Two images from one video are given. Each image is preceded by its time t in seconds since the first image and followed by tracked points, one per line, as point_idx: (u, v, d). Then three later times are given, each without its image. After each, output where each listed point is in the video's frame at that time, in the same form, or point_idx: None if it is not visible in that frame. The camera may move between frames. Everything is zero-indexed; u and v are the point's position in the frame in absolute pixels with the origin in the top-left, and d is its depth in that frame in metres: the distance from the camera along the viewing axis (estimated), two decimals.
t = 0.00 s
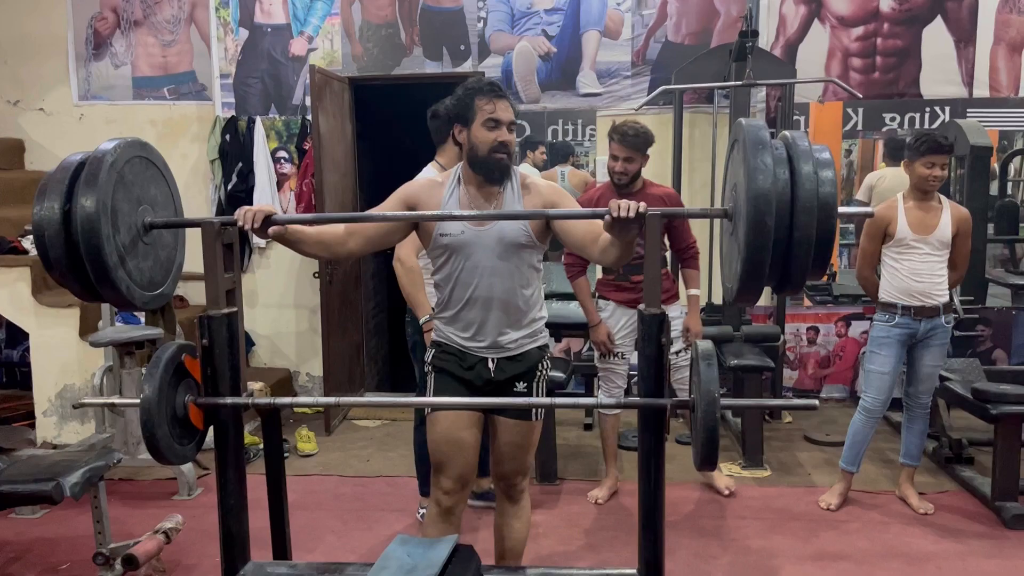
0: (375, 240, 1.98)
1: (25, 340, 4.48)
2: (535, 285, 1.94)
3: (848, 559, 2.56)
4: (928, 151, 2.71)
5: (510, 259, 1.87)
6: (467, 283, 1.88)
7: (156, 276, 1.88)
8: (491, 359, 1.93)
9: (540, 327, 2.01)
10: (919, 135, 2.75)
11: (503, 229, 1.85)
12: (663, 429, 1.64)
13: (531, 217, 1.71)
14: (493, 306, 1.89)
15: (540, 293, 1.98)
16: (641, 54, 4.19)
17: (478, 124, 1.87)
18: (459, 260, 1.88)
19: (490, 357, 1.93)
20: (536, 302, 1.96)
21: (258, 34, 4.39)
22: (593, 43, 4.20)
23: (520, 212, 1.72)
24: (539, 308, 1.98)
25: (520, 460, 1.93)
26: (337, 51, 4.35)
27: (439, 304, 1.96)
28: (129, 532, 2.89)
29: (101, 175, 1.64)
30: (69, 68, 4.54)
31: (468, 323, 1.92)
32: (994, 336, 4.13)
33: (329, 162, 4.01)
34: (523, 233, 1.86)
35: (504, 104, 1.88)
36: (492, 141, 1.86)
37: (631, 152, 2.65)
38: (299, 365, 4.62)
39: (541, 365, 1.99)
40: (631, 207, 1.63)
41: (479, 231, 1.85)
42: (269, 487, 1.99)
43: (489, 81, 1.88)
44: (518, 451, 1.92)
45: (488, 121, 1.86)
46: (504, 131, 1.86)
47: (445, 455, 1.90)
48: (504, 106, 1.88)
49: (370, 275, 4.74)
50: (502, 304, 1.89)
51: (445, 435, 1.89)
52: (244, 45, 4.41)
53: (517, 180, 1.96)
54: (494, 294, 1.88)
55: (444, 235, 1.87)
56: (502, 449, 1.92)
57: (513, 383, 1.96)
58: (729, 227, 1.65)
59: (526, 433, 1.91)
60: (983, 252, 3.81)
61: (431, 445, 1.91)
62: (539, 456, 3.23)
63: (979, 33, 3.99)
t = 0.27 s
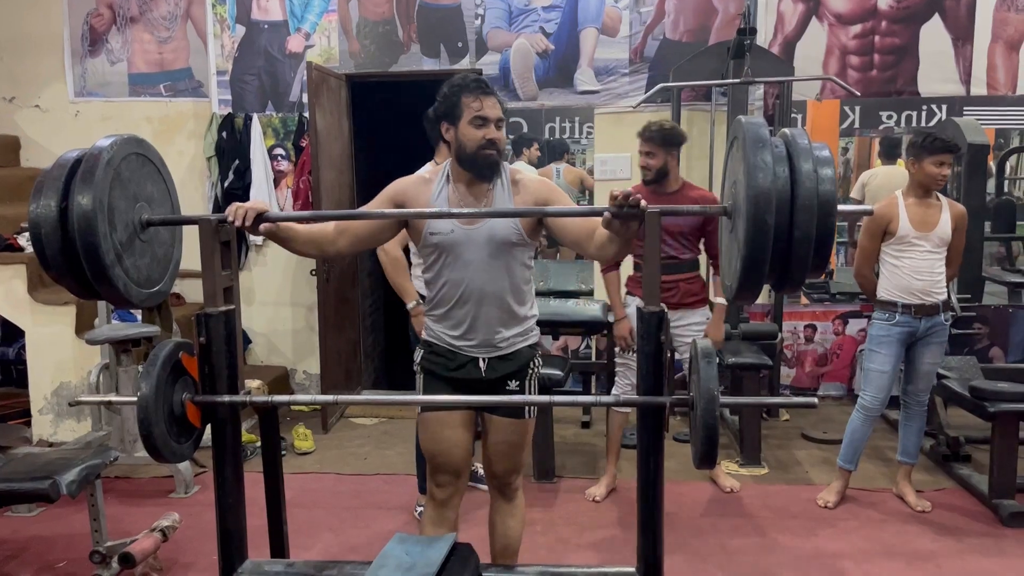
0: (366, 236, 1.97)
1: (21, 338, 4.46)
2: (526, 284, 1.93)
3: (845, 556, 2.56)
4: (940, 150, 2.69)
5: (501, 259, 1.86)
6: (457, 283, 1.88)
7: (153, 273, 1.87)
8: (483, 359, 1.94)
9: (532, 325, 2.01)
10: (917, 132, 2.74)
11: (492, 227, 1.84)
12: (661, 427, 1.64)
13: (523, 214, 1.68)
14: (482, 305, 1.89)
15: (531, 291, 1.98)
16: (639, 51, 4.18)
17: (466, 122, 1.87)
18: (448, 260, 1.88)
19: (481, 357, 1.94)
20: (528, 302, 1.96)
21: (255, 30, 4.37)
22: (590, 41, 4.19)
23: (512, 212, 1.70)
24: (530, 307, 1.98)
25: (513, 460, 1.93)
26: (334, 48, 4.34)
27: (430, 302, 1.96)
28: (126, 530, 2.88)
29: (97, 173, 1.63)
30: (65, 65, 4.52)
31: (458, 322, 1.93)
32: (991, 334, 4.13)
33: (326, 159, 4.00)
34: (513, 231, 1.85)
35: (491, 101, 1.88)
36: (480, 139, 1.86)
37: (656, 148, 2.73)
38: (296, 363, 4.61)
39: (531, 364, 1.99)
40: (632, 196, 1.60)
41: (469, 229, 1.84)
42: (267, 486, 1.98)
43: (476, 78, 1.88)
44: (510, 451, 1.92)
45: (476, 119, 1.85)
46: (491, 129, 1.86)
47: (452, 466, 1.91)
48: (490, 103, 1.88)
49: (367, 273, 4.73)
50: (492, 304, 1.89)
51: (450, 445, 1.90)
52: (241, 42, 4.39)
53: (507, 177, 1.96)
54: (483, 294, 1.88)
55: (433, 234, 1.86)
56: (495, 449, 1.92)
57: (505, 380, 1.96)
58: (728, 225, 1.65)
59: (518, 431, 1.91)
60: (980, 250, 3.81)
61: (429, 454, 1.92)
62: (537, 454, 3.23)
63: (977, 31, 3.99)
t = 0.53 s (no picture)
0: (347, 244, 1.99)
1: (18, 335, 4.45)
2: (506, 284, 1.93)
3: (843, 554, 2.56)
4: (933, 147, 2.69)
5: (479, 255, 1.87)
6: (435, 281, 1.88)
7: (150, 271, 1.87)
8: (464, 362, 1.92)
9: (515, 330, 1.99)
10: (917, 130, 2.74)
11: (471, 223, 1.86)
12: (660, 425, 1.64)
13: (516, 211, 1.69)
14: (461, 304, 1.88)
15: (513, 293, 1.96)
16: (636, 48, 4.18)
17: (448, 115, 1.89)
18: (426, 258, 1.88)
19: (463, 360, 1.92)
20: (509, 303, 1.95)
21: (252, 27, 4.36)
22: (588, 38, 4.18)
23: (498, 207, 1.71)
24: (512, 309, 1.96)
25: (501, 465, 1.92)
26: (332, 45, 4.33)
27: (408, 306, 1.95)
28: (123, 528, 2.87)
29: (94, 170, 1.62)
30: (61, 62, 4.50)
31: (437, 323, 1.91)
32: (988, 332, 4.14)
33: (324, 156, 4.00)
34: (494, 227, 1.86)
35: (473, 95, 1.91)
36: (463, 132, 1.88)
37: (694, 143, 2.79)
38: (293, 361, 4.60)
39: (516, 368, 1.97)
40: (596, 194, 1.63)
41: (447, 225, 1.86)
42: (264, 484, 1.98)
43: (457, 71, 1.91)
44: (498, 455, 1.91)
45: (459, 110, 1.88)
46: (474, 121, 1.89)
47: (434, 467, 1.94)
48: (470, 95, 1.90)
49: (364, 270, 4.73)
50: (471, 302, 1.88)
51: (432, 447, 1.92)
52: (238, 39, 4.38)
53: (487, 173, 1.95)
54: (462, 291, 1.87)
55: (411, 231, 1.88)
56: (481, 453, 1.91)
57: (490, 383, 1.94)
58: (727, 222, 1.65)
59: (504, 436, 1.90)
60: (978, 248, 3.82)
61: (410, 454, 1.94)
62: (535, 451, 3.23)
63: (975, 29, 3.99)
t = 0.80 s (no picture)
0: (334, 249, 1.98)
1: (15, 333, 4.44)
2: (484, 280, 1.91)
3: (840, 551, 2.57)
4: (911, 145, 2.74)
5: (458, 250, 1.86)
6: (411, 276, 1.86)
7: (148, 269, 1.87)
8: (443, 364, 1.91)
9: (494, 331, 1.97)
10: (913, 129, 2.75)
11: (452, 217, 1.85)
12: (657, 423, 1.64)
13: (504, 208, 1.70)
14: (437, 299, 1.86)
15: (490, 291, 1.95)
16: (634, 46, 4.18)
17: (431, 108, 1.90)
18: (404, 252, 1.86)
19: (442, 362, 1.91)
20: (487, 302, 1.93)
21: (249, 25, 4.35)
22: (586, 35, 4.18)
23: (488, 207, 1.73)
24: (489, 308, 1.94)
25: (497, 471, 1.85)
26: (329, 42, 4.32)
27: (384, 303, 1.93)
28: (121, 526, 2.87)
29: (91, 168, 1.62)
30: (58, 60, 4.49)
31: (412, 321, 1.89)
32: (985, 330, 4.14)
33: (322, 154, 3.99)
34: (475, 223, 1.86)
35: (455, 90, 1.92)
36: (449, 125, 1.88)
37: (708, 138, 2.85)
38: (291, 358, 4.60)
39: (498, 366, 1.96)
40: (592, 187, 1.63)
41: (426, 220, 1.85)
42: (262, 482, 1.98)
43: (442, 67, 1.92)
44: (493, 459, 1.85)
45: (445, 104, 1.90)
46: (459, 115, 1.90)
47: (423, 477, 1.90)
48: (451, 88, 1.92)
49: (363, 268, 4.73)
50: (448, 297, 1.86)
51: (415, 458, 1.89)
52: (235, 36, 4.37)
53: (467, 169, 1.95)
54: (439, 286, 1.85)
55: (388, 225, 1.86)
56: (475, 461, 1.84)
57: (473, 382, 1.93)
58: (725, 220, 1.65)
59: (496, 439, 1.85)
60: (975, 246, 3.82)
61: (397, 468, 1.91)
62: (533, 449, 3.23)
63: (972, 26, 4.00)
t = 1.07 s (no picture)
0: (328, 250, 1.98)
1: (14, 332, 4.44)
2: (478, 279, 1.90)
3: (839, 548, 2.57)
4: (899, 143, 2.75)
5: (451, 248, 1.86)
6: (403, 275, 1.86)
7: (147, 267, 1.87)
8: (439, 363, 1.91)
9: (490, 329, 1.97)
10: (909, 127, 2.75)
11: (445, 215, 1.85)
12: (656, 420, 1.64)
13: (503, 205, 1.70)
14: (430, 298, 1.85)
15: (485, 291, 1.94)
16: (633, 44, 4.18)
17: (425, 103, 1.90)
18: (397, 251, 1.87)
19: (438, 363, 1.90)
20: (481, 300, 1.93)
21: (248, 23, 4.35)
22: (585, 33, 4.18)
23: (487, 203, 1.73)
24: (484, 308, 1.93)
25: (497, 470, 1.85)
26: (328, 40, 4.32)
27: (378, 302, 1.93)
28: (120, 524, 2.87)
29: (92, 166, 1.62)
30: (57, 58, 4.49)
31: (404, 320, 1.88)
32: (984, 327, 4.15)
33: (321, 152, 3.99)
34: (468, 221, 1.86)
35: (449, 84, 1.92)
36: (443, 120, 1.88)
37: (701, 134, 2.86)
38: (290, 356, 4.60)
39: (495, 368, 1.96)
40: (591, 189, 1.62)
41: (418, 217, 1.85)
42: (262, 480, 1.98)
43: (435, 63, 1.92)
44: (493, 459, 1.85)
45: (438, 99, 1.90)
46: (453, 110, 1.90)
47: (422, 478, 1.91)
48: (445, 82, 1.91)
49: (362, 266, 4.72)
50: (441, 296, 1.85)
51: (414, 460, 1.89)
52: (234, 34, 4.36)
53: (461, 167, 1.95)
54: (432, 285, 1.85)
55: (381, 223, 1.87)
56: (476, 460, 1.84)
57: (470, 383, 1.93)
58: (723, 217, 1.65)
59: (495, 439, 1.85)
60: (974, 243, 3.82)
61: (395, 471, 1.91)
62: (532, 446, 3.24)
63: (971, 24, 4.00)
